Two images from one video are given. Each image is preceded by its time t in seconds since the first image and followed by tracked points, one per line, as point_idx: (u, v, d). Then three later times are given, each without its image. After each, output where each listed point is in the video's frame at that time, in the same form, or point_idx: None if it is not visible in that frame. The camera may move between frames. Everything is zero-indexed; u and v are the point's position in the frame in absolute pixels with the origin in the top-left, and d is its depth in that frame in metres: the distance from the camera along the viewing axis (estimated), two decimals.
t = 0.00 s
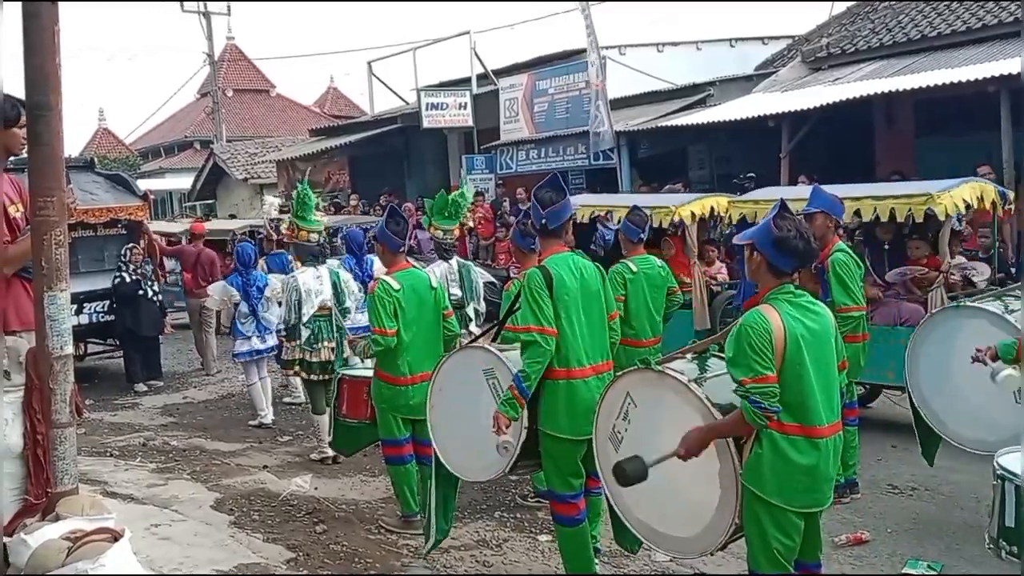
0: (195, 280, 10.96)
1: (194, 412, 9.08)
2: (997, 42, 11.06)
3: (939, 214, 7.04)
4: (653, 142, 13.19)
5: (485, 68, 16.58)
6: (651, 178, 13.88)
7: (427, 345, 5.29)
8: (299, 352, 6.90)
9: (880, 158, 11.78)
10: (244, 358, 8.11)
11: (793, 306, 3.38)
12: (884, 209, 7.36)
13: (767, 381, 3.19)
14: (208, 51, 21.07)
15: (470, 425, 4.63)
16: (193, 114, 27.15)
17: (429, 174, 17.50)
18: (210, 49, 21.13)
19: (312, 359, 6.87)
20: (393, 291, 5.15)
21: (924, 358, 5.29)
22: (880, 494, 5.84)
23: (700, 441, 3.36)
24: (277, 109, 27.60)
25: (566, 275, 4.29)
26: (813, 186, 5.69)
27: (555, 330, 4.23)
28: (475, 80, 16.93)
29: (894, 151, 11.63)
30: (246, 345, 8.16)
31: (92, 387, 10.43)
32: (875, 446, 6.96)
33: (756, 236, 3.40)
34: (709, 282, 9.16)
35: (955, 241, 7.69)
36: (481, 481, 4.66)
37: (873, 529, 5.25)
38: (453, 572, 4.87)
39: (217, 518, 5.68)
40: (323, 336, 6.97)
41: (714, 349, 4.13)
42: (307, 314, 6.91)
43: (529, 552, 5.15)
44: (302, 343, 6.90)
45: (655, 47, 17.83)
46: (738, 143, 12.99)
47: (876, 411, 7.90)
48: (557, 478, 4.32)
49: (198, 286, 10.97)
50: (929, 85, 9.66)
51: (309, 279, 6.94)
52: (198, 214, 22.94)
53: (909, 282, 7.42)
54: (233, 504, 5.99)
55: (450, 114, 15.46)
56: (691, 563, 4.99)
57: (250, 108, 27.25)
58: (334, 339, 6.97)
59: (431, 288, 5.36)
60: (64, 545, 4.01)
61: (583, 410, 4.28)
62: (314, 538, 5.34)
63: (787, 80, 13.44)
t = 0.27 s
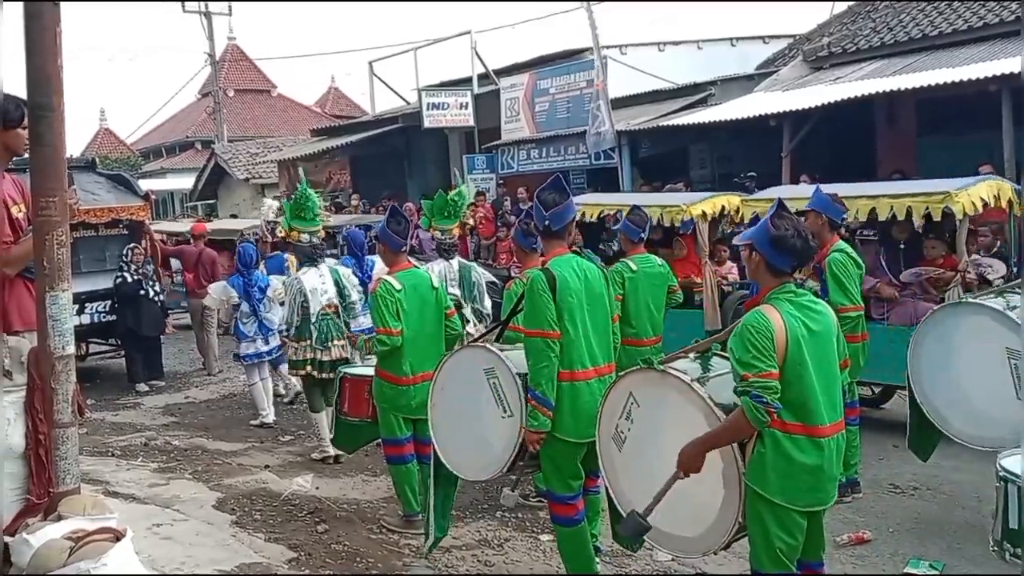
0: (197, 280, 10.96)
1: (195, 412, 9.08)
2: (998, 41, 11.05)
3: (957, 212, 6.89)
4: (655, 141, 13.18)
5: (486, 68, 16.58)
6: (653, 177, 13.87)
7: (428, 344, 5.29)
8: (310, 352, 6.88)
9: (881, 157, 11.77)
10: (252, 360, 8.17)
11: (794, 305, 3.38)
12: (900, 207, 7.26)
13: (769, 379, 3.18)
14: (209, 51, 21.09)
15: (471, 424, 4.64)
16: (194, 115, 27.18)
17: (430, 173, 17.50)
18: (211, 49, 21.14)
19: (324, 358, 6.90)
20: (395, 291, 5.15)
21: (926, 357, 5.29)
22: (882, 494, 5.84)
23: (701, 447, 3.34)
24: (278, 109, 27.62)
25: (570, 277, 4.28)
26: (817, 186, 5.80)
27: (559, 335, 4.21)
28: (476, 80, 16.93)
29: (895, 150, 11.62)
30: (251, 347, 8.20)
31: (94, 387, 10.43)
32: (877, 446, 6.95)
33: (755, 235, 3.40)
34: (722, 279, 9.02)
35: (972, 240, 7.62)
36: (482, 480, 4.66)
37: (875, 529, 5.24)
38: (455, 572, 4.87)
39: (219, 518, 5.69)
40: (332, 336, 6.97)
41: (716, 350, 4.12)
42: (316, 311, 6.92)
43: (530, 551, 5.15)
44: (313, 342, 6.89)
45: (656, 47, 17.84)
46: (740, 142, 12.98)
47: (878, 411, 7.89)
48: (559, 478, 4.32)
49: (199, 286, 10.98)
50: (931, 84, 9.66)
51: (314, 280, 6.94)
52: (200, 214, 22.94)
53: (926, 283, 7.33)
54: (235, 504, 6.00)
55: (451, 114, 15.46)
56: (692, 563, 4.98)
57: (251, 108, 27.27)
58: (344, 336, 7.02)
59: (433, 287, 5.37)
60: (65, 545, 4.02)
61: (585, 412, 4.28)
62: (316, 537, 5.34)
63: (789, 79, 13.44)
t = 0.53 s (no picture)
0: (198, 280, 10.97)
1: (196, 412, 9.09)
2: (999, 40, 11.05)
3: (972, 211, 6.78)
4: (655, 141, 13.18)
5: (487, 68, 16.59)
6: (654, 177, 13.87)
7: (428, 344, 5.29)
8: (315, 353, 6.93)
9: (882, 156, 11.77)
10: (248, 358, 8.17)
11: (797, 304, 3.38)
12: (916, 206, 7.16)
13: (771, 380, 3.18)
14: (210, 51, 21.11)
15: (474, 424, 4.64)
16: (195, 115, 27.21)
17: (431, 173, 17.50)
18: (213, 49, 21.16)
19: (328, 358, 6.96)
20: (394, 291, 5.15)
21: (931, 358, 5.29)
22: (884, 493, 5.84)
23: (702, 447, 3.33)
24: (279, 109, 27.64)
25: (570, 276, 4.31)
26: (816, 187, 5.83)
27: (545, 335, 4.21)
28: (477, 80, 16.94)
29: (896, 149, 11.62)
30: (247, 345, 8.23)
31: (95, 387, 10.44)
32: (878, 446, 6.95)
33: (759, 234, 3.40)
34: (732, 279, 8.95)
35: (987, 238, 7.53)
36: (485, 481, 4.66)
37: (876, 529, 5.24)
38: (455, 571, 4.87)
39: (220, 517, 5.69)
40: (336, 335, 7.05)
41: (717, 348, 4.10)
42: (317, 313, 6.93)
43: (531, 551, 5.15)
44: (316, 344, 6.93)
45: (657, 46, 17.86)
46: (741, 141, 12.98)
47: (879, 410, 7.90)
48: (561, 477, 4.32)
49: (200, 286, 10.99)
50: (931, 84, 9.65)
51: (312, 282, 6.93)
52: (201, 214, 22.95)
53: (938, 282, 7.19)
54: (236, 504, 6.00)
55: (452, 114, 15.46)
56: (693, 563, 4.98)
57: (252, 108, 27.29)
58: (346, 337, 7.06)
59: (434, 289, 5.38)
60: (67, 544, 4.02)
61: (586, 411, 4.27)
62: (317, 537, 5.35)
63: (790, 79, 13.46)
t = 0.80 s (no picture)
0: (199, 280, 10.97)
1: (198, 411, 9.10)
2: (1000, 39, 11.04)
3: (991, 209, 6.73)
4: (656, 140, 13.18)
5: (488, 68, 16.59)
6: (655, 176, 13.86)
7: (428, 343, 5.29)
8: (306, 352, 6.97)
9: (883, 156, 11.76)
10: (253, 360, 8.15)
11: (800, 305, 3.38)
12: (933, 205, 7.08)
13: (768, 380, 3.19)
14: (212, 51, 21.12)
15: (473, 425, 4.65)
16: (197, 114, 27.22)
17: (432, 172, 17.49)
18: (214, 49, 21.17)
19: (319, 359, 6.95)
20: (394, 290, 5.15)
21: (937, 354, 5.28)
22: (886, 493, 5.84)
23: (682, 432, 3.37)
24: (281, 109, 27.65)
25: (570, 276, 4.32)
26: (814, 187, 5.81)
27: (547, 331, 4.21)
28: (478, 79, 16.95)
29: (897, 149, 11.61)
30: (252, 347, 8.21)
31: (97, 387, 10.45)
32: (879, 445, 6.95)
33: (763, 234, 3.41)
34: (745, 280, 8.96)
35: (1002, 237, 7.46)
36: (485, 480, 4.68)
37: (877, 528, 5.24)
38: (457, 571, 4.88)
39: (222, 517, 5.70)
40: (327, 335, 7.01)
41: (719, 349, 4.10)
42: (307, 312, 6.92)
43: (533, 551, 5.15)
44: (306, 343, 6.95)
45: (658, 45, 17.86)
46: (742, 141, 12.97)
47: (880, 409, 7.90)
48: (562, 477, 4.33)
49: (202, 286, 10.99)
50: (932, 83, 9.65)
51: (306, 279, 6.95)
52: (202, 213, 22.95)
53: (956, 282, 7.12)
54: (237, 503, 6.01)
55: (453, 114, 15.46)
56: (695, 563, 4.98)
57: (254, 108, 27.31)
58: (338, 337, 7.03)
59: (434, 288, 5.35)
60: (70, 544, 4.03)
61: (586, 411, 4.27)
62: (318, 537, 5.35)
63: (791, 78, 13.45)
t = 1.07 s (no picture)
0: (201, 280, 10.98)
1: (200, 411, 9.10)
2: (1002, 37, 11.03)
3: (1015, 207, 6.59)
4: (658, 139, 13.16)
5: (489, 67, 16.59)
6: (656, 175, 13.85)
7: (429, 343, 5.29)
8: (299, 351, 7.01)
9: (885, 154, 11.74)
10: (248, 358, 8.15)
11: (800, 303, 3.38)
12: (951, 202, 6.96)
13: (767, 374, 3.19)
14: (213, 51, 21.12)
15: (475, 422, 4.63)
16: (198, 115, 27.23)
17: (433, 172, 17.48)
18: (215, 49, 21.17)
19: (310, 359, 6.98)
20: (395, 291, 5.16)
21: (937, 353, 5.28)
22: (888, 492, 5.83)
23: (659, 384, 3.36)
24: (282, 109, 27.66)
25: (571, 273, 4.31)
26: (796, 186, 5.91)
27: (562, 327, 4.23)
28: (479, 79, 16.94)
29: (899, 147, 11.59)
30: (249, 345, 8.22)
31: (99, 387, 10.45)
32: (881, 445, 6.95)
33: (763, 233, 3.40)
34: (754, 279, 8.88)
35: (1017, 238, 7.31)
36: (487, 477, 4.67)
37: (879, 528, 5.23)
38: (458, 570, 4.88)
39: (223, 516, 5.70)
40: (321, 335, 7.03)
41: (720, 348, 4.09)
42: (303, 312, 6.98)
43: (534, 550, 5.15)
44: (298, 342, 7.01)
45: (659, 44, 17.85)
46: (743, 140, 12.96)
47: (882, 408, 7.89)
48: (563, 475, 4.33)
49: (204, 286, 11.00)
50: (934, 81, 9.63)
51: (305, 278, 6.96)
52: (204, 213, 22.95)
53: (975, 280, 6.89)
54: (239, 503, 6.01)
55: (454, 113, 15.46)
56: (696, 562, 4.97)
57: (255, 108, 27.32)
58: (331, 339, 7.03)
59: (434, 288, 5.36)
60: (71, 544, 4.02)
61: (586, 410, 4.28)
62: (320, 536, 5.35)
63: (792, 77, 13.43)
